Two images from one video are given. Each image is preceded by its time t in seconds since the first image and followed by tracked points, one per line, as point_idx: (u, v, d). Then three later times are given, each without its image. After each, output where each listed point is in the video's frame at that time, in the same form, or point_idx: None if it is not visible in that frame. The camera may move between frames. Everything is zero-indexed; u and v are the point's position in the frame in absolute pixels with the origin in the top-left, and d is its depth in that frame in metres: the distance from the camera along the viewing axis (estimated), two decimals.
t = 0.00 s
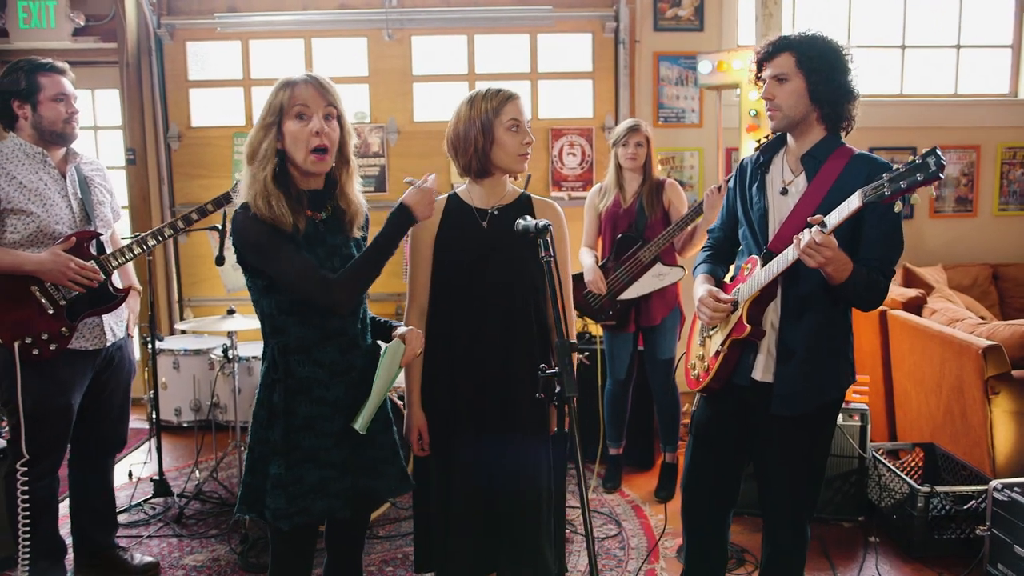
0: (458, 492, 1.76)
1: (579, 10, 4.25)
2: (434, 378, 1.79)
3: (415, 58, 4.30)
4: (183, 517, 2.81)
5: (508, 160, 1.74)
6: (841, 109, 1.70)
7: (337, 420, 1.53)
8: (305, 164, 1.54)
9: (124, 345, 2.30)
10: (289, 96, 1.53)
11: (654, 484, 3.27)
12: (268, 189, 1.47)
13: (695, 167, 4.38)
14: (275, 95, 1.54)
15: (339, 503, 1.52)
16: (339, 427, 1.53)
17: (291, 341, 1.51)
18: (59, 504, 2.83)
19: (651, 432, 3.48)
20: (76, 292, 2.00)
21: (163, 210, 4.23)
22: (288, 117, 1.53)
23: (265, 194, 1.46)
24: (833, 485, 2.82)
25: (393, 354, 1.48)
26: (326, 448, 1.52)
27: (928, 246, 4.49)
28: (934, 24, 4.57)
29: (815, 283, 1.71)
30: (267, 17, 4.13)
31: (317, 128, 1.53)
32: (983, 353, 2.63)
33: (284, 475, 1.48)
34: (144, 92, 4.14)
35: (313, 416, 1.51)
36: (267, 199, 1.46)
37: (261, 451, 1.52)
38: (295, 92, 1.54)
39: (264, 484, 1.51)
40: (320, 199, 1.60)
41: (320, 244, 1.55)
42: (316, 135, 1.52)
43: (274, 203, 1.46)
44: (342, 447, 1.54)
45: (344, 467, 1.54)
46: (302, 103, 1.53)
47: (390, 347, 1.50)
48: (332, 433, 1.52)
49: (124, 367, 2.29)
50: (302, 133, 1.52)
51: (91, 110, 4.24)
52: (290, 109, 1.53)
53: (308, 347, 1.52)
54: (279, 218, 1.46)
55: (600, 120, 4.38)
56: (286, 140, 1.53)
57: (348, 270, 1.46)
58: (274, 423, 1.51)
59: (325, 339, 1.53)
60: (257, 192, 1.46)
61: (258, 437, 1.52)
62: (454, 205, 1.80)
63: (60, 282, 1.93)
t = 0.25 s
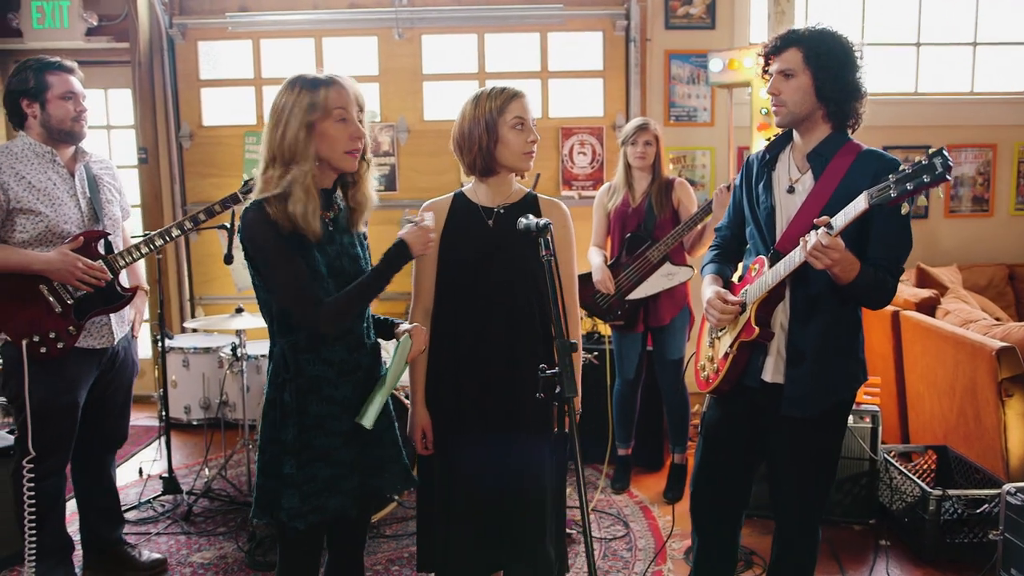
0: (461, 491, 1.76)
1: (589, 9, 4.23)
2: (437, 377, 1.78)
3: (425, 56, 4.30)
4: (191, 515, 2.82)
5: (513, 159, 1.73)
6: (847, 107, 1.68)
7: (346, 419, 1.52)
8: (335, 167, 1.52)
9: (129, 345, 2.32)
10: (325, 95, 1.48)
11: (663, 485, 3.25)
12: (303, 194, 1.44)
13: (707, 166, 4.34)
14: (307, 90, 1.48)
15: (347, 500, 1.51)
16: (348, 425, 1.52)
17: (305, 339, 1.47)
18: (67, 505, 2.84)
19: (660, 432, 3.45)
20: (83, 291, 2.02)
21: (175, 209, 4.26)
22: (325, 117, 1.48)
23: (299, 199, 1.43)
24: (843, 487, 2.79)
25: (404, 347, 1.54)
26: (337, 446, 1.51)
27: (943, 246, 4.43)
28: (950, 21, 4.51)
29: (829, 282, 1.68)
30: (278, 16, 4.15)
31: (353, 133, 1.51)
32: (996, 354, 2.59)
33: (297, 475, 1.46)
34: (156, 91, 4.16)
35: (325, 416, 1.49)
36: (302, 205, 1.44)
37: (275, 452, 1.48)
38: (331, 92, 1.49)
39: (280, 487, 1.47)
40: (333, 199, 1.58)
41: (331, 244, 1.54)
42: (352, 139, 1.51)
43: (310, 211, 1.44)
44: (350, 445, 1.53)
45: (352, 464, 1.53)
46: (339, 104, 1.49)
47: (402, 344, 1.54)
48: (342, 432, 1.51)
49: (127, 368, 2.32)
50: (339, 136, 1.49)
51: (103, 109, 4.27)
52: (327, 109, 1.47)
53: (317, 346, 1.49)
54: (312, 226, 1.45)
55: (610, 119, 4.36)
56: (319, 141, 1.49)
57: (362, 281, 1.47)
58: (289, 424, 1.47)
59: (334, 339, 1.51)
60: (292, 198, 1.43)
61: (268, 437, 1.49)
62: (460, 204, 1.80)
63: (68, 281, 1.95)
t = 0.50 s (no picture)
0: (466, 490, 1.76)
1: (602, 7, 4.21)
2: (444, 376, 1.78)
3: (438, 56, 4.29)
4: (203, 512, 2.84)
5: (519, 156, 1.72)
6: (857, 103, 1.65)
7: (353, 418, 1.52)
8: (341, 169, 1.55)
9: (141, 341, 2.34)
10: (333, 99, 1.50)
11: (674, 486, 3.22)
12: (314, 197, 1.47)
13: (721, 164, 4.30)
14: (315, 93, 1.49)
15: (353, 499, 1.51)
16: (354, 425, 1.52)
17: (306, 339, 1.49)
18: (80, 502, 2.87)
19: (672, 433, 3.43)
20: (94, 290, 2.04)
21: (190, 208, 4.28)
22: (335, 121, 1.50)
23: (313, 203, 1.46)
24: (857, 489, 2.75)
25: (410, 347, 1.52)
26: (342, 445, 1.51)
27: (962, 246, 4.36)
28: (970, 17, 4.44)
29: (839, 283, 1.66)
30: (292, 16, 4.16)
31: (358, 135, 1.54)
32: (1014, 356, 2.55)
33: (301, 474, 1.47)
34: (171, 91, 4.19)
35: (329, 415, 1.50)
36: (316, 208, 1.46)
37: (278, 452, 1.50)
38: (340, 96, 1.50)
39: (282, 486, 1.49)
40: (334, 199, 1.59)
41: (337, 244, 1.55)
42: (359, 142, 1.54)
43: (323, 213, 1.47)
44: (357, 443, 1.53)
45: (359, 462, 1.53)
46: (348, 108, 1.51)
47: (409, 344, 1.53)
48: (348, 430, 1.51)
49: (140, 364, 2.34)
50: (348, 140, 1.52)
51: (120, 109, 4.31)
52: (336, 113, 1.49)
53: (320, 347, 1.50)
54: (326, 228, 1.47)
55: (624, 118, 4.34)
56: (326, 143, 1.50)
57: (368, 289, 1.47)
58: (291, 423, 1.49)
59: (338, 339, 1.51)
60: (305, 201, 1.45)
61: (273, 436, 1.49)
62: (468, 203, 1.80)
63: (79, 280, 1.97)
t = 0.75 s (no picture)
0: (468, 490, 1.75)
1: (614, 6, 4.19)
2: (448, 376, 1.78)
3: (449, 55, 4.29)
4: (211, 511, 2.86)
5: (523, 155, 1.70)
6: (864, 101, 1.63)
7: (355, 417, 1.51)
8: (345, 172, 1.53)
9: (148, 339, 2.35)
10: (341, 100, 1.49)
11: (683, 488, 3.19)
12: (316, 198, 1.46)
13: (734, 164, 4.26)
14: (323, 93, 1.48)
15: (355, 499, 1.50)
16: (357, 424, 1.51)
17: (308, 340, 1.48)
18: (89, 499, 2.88)
19: (681, 435, 3.40)
20: (100, 291, 2.05)
21: (202, 207, 4.30)
22: (343, 123, 1.49)
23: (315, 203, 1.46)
24: (868, 493, 2.71)
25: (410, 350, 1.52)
26: (344, 444, 1.50)
27: (978, 248, 4.30)
28: (988, 15, 4.37)
29: (850, 283, 1.63)
30: (303, 16, 4.18)
31: (365, 138, 1.53)
32: None
33: (305, 474, 1.45)
34: (183, 91, 4.21)
35: (331, 415, 1.49)
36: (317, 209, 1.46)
37: (283, 452, 1.48)
38: (348, 97, 1.50)
39: (285, 486, 1.48)
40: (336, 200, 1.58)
41: (337, 244, 1.54)
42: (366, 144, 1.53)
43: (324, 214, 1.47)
44: (358, 443, 1.52)
45: (360, 462, 1.53)
46: (356, 110, 1.51)
47: (412, 345, 1.52)
48: (349, 430, 1.50)
49: (153, 358, 2.37)
50: (354, 141, 1.51)
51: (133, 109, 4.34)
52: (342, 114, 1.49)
53: (324, 347, 1.49)
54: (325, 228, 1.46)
55: (635, 117, 4.31)
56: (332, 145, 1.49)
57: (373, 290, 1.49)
58: (293, 423, 1.47)
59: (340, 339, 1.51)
60: (307, 203, 1.45)
61: (274, 437, 1.49)
62: (472, 203, 1.79)
63: (86, 281, 1.99)
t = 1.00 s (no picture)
0: (466, 492, 1.75)
1: (618, 7, 4.18)
2: (446, 378, 1.76)
3: (453, 56, 4.28)
4: (212, 512, 2.86)
5: (520, 156, 1.69)
6: (865, 102, 1.62)
7: (351, 420, 1.51)
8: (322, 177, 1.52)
9: (148, 341, 2.35)
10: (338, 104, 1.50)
11: (686, 492, 3.17)
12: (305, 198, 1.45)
13: (739, 165, 4.24)
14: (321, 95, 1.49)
15: (350, 502, 1.50)
16: (353, 427, 1.51)
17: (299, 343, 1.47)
18: (90, 500, 2.88)
19: (684, 438, 3.38)
20: (100, 291, 2.05)
21: (205, 208, 4.31)
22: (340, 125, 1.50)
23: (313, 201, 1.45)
24: (871, 497, 2.71)
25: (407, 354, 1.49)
26: (339, 447, 1.49)
27: (985, 250, 4.26)
28: (995, 16, 4.34)
29: (851, 285, 1.62)
30: (307, 17, 4.18)
31: (335, 142, 1.49)
32: None
33: (297, 477, 1.44)
34: (187, 92, 4.22)
35: (326, 418, 1.48)
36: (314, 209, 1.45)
37: (274, 454, 1.48)
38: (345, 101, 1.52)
39: (278, 489, 1.46)
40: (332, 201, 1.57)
41: (334, 246, 1.54)
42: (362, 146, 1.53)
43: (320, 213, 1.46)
44: (354, 446, 1.52)
45: (356, 465, 1.52)
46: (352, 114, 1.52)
47: (409, 347, 1.51)
48: (344, 433, 1.50)
49: (148, 363, 2.35)
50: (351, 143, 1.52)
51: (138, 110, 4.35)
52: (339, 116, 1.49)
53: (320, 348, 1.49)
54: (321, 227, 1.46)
55: (639, 119, 4.30)
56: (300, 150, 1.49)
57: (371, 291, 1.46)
58: (287, 426, 1.47)
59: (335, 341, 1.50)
60: (293, 203, 1.43)
61: (268, 439, 1.48)
62: (472, 204, 1.78)
63: (85, 281, 1.99)
